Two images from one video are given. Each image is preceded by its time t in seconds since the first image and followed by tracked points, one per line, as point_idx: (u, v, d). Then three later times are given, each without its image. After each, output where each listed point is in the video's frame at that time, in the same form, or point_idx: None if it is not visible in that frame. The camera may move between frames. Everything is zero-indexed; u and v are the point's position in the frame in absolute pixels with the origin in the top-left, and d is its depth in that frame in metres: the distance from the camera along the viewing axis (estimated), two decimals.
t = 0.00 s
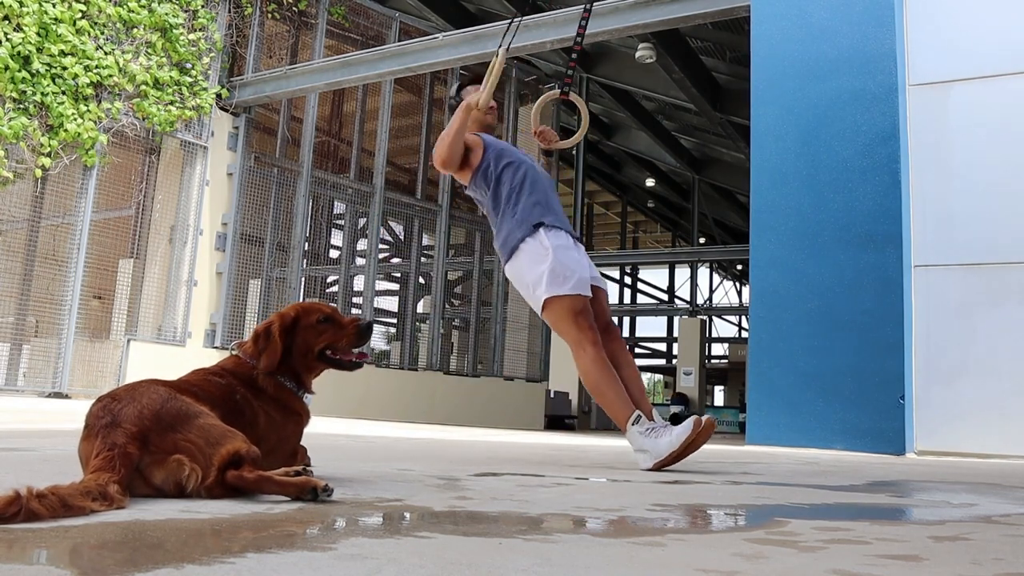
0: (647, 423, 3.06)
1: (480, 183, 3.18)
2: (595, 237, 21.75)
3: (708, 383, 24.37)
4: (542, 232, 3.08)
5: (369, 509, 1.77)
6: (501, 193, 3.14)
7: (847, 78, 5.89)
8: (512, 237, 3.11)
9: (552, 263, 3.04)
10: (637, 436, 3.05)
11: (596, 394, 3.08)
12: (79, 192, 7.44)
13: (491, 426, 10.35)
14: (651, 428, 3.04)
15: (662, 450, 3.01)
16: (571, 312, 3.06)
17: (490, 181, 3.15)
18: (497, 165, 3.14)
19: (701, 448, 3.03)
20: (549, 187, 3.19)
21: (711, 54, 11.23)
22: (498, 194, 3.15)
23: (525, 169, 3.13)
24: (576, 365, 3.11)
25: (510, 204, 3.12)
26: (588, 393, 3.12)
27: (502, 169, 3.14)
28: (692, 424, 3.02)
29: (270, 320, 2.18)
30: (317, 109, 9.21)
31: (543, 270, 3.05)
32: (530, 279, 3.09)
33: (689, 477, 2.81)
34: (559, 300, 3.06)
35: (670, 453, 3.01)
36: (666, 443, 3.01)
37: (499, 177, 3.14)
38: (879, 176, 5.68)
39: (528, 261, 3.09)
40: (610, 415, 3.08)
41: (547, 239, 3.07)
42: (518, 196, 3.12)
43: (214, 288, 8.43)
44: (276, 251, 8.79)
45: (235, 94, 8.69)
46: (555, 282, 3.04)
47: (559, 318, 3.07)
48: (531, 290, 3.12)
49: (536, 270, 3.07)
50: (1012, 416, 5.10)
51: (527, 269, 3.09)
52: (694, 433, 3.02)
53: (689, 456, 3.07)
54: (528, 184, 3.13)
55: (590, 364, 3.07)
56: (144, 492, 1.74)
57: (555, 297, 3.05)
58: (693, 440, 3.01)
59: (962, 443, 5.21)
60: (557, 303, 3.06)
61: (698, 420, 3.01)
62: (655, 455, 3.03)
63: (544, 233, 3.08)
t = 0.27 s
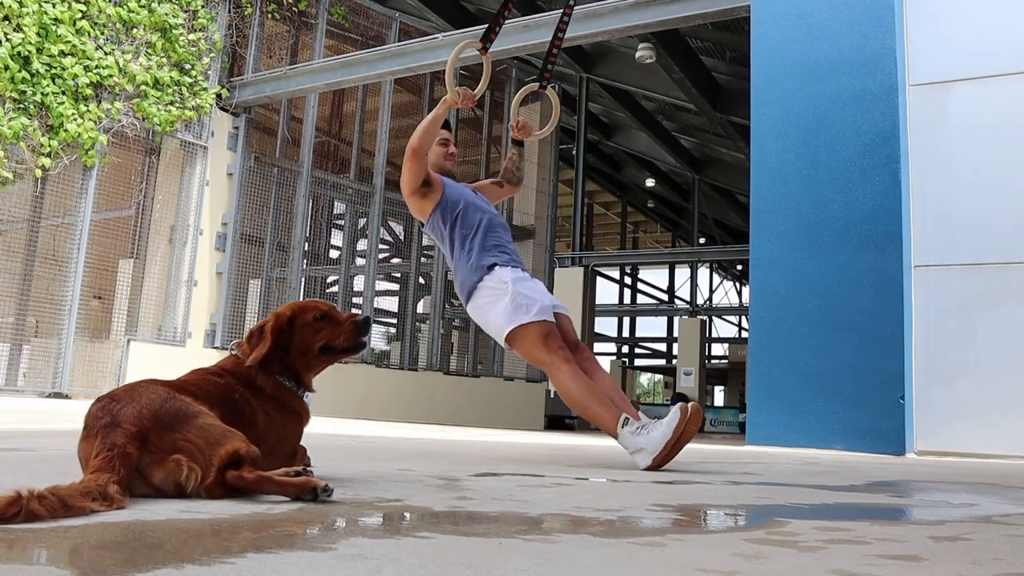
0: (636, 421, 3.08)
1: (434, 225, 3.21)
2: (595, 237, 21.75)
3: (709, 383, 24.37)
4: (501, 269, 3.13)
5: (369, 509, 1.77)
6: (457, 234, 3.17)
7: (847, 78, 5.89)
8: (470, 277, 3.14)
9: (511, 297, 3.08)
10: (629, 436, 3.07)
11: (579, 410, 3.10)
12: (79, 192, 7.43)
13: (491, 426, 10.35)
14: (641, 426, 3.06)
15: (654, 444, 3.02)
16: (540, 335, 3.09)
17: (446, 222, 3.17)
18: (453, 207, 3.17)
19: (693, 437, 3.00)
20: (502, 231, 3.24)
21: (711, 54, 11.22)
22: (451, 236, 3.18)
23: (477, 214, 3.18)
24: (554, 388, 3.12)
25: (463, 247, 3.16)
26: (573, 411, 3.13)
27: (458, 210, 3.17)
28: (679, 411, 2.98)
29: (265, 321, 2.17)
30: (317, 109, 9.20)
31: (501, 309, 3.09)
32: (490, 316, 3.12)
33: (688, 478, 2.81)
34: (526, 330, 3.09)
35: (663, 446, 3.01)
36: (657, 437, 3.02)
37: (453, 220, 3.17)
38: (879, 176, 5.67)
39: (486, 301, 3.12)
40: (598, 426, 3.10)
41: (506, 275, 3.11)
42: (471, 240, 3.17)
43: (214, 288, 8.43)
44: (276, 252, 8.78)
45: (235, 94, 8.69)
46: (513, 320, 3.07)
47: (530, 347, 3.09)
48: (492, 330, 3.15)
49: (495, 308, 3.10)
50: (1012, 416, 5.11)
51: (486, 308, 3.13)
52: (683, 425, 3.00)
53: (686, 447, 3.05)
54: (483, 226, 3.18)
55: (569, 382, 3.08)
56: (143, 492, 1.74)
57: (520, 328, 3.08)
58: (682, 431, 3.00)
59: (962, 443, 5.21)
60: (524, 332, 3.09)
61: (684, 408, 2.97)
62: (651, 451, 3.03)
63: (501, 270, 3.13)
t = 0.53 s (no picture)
0: (625, 424, 3.08)
1: (407, 268, 3.30)
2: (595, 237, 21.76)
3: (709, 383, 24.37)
4: (469, 313, 3.22)
5: (369, 509, 1.77)
6: (429, 276, 3.26)
7: (847, 78, 5.89)
8: (440, 318, 3.24)
9: (481, 336, 3.17)
10: (621, 440, 3.07)
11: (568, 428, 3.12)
12: (79, 192, 7.44)
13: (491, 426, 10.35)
14: (631, 426, 3.07)
15: (648, 441, 3.03)
16: (516, 364, 3.17)
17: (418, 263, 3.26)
18: (426, 250, 3.26)
19: (683, 427, 2.96)
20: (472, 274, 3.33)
21: (711, 54, 11.22)
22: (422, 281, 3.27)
23: (446, 260, 3.26)
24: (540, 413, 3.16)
25: (434, 291, 3.26)
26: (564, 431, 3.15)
27: (431, 254, 3.26)
28: (664, 403, 2.93)
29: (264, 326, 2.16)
30: (317, 109, 9.20)
31: (471, 349, 3.19)
32: (462, 355, 3.21)
33: (688, 478, 2.81)
34: (499, 364, 3.17)
35: (657, 441, 3.03)
36: (649, 433, 3.03)
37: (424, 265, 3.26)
38: (879, 176, 5.67)
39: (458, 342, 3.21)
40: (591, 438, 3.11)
41: (475, 317, 3.21)
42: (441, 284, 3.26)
43: (214, 288, 8.43)
44: (276, 251, 8.76)
45: (235, 94, 8.69)
46: (485, 359, 3.16)
47: (508, 378, 3.18)
48: (464, 368, 3.24)
49: (467, 349, 3.19)
50: (1012, 415, 5.11)
51: (458, 350, 3.22)
52: (672, 413, 2.95)
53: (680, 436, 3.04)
54: (455, 270, 3.27)
55: (553, 400, 3.14)
56: (144, 492, 1.74)
57: (492, 364, 3.17)
58: (672, 421, 2.97)
59: (963, 443, 5.22)
60: (498, 366, 3.18)
61: (668, 399, 2.92)
62: (647, 447, 3.04)
63: (470, 314, 3.22)
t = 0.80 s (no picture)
0: (623, 425, 3.08)
1: (402, 279, 3.34)
2: (595, 237, 21.76)
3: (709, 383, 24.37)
4: (461, 329, 3.27)
5: (368, 509, 1.76)
6: (422, 291, 3.30)
7: (848, 78, 5.87)
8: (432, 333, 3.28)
9: (473, 350, 3.21)
10: (619, 440, 3.06)
11: (565, 434, 3.14)
12: (79, 192, 7.43)
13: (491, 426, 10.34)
14: (628, 427, 3.07)
15: (644, 441, 3.02)
16: (509, 376, 3.20)
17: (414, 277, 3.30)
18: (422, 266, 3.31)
19: (678, 425, 2.93)
20: (465, 291, 3.38)
21: (711, 54, 11.22)
22: (415, 297, 3.31)
23: (440, 276, 3.31)
24: (536, 422, 3.19)
25: (428, 307, 3.30)
26: (561, 438, 3.17)
27: (426, 269, 3.30)
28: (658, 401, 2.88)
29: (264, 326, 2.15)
30: (317, 109, 9.20)
31: (463, 364, 3.22)
32: (454, 370, 3.25)
33: (689, 478, 2.80)
34: (491, 377, 3.20)
35: (654, 439, 3.02)
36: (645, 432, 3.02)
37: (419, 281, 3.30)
38: (879, 176, 5.64)
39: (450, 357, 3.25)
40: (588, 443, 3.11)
41: (466, 333, 3.25)
42: (435, 301, 3.30)
43: (214, 288, 8.43)
44: (276, 251, 8.75)
45: (235, 94, 8.69)
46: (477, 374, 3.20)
47: (501, 391, 3.20)
48: (456, 385, 3.27)
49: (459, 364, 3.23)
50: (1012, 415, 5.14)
51: (450, 365, 3.25)
52: (666, 412, 2.93)
53: (678, 435, 3.02)
54: (449, 286, 3.32)
55: (547, 409, 3.16)
56: (144, 492, 1.74)
57: (484, 377, 3.20)
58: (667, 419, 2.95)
59: (962, 442, 5.25)
60: (490, 379, 3.21)
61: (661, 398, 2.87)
62: (645, 447, 3.04)
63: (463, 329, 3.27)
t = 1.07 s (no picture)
0: (630, 423, 3.08)
1: (419, 241, 3.25)
2: (595, 237, 21.75)
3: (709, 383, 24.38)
4: (483, 284, 3.17)
5: (369, 509, 1.77)
6: (441, 249, 3.21)
7: (848, 78, 5.88)
8: (454, 291, 3.19)
9: (495, 308, 3.12)
10: (624, 437, 3.07)
11: (573, 416, 3.11)
12: (79, 192, 7.43)
13: (491, 426, 10.35)
14: (635, 426, 3.06)
15: (651, 442, 3.02)
16: (527, 346, 3.13)
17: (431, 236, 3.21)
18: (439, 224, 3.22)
19: (687, 431, 3.01)
20: (484, 244, 3.29)
21: (711, 54, 11.23)
22: (433, 256, 3.22)
23: (457, 232, 3.21)
24: (547, 395, 3.15)
25: (447, 264, 3.21)
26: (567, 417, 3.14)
27: (443, 227, 3.21)
28: (670, 407, 2.98)
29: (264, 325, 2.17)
30: (317, 109, 9.21)
31: (486, 323, 3.13)
32: (476, 329, 3.16)
33: (689, 478, 2.81)
34: (511, 341, 3.13)
35: (659, 444, 3.03)
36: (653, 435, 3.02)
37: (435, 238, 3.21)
38: (878, 176, 5.67)
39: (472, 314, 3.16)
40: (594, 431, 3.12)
41: (488, 288, 3.16)
42: (454, 257, 3.21)
43: (213, 288, 8.43)
44: (276, 251, 8.77)
45: (235, 94, 8.69)
46: (500, 332, 3.12)
47: (518, 358, 3.14)
48: (480, 342, 3.19)
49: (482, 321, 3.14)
50: (1012, 416, 5.12)
51: (472, 322, 3.16)
52: (676, 418, 3.01)
53: (683, 440, 3.07)
54: (468, 242, 3.23)
55: (562, 388, 3.11)
56: (144, 492, 1.74)
57: (505, 339, 3.13)
58: (676, 426, 3.01)
59: (963, 444, 5.22)
60: (510, 344, 3.14)
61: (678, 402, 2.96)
62: (649, 449, 3.03)
63: (485, 286, 3.17)
